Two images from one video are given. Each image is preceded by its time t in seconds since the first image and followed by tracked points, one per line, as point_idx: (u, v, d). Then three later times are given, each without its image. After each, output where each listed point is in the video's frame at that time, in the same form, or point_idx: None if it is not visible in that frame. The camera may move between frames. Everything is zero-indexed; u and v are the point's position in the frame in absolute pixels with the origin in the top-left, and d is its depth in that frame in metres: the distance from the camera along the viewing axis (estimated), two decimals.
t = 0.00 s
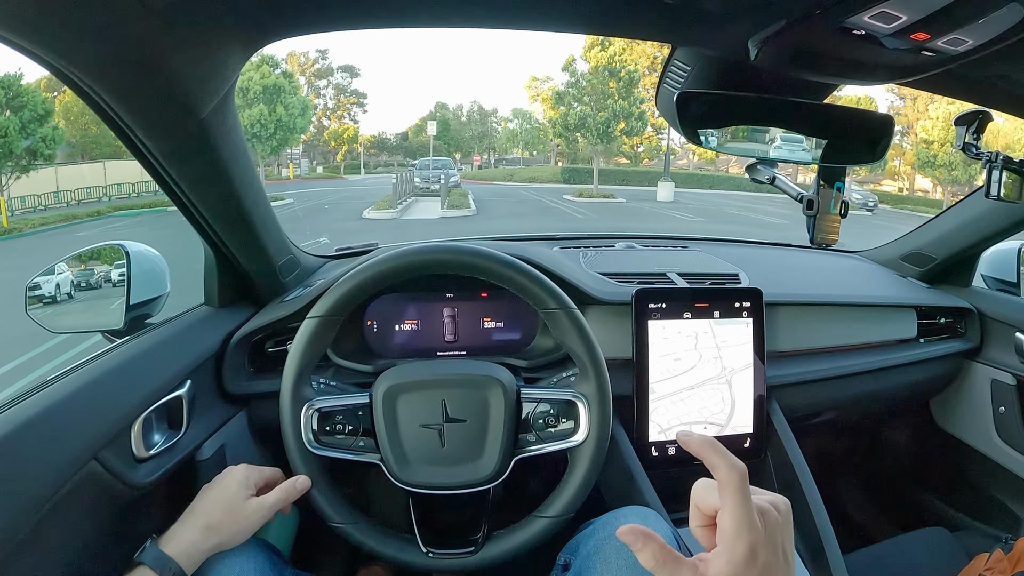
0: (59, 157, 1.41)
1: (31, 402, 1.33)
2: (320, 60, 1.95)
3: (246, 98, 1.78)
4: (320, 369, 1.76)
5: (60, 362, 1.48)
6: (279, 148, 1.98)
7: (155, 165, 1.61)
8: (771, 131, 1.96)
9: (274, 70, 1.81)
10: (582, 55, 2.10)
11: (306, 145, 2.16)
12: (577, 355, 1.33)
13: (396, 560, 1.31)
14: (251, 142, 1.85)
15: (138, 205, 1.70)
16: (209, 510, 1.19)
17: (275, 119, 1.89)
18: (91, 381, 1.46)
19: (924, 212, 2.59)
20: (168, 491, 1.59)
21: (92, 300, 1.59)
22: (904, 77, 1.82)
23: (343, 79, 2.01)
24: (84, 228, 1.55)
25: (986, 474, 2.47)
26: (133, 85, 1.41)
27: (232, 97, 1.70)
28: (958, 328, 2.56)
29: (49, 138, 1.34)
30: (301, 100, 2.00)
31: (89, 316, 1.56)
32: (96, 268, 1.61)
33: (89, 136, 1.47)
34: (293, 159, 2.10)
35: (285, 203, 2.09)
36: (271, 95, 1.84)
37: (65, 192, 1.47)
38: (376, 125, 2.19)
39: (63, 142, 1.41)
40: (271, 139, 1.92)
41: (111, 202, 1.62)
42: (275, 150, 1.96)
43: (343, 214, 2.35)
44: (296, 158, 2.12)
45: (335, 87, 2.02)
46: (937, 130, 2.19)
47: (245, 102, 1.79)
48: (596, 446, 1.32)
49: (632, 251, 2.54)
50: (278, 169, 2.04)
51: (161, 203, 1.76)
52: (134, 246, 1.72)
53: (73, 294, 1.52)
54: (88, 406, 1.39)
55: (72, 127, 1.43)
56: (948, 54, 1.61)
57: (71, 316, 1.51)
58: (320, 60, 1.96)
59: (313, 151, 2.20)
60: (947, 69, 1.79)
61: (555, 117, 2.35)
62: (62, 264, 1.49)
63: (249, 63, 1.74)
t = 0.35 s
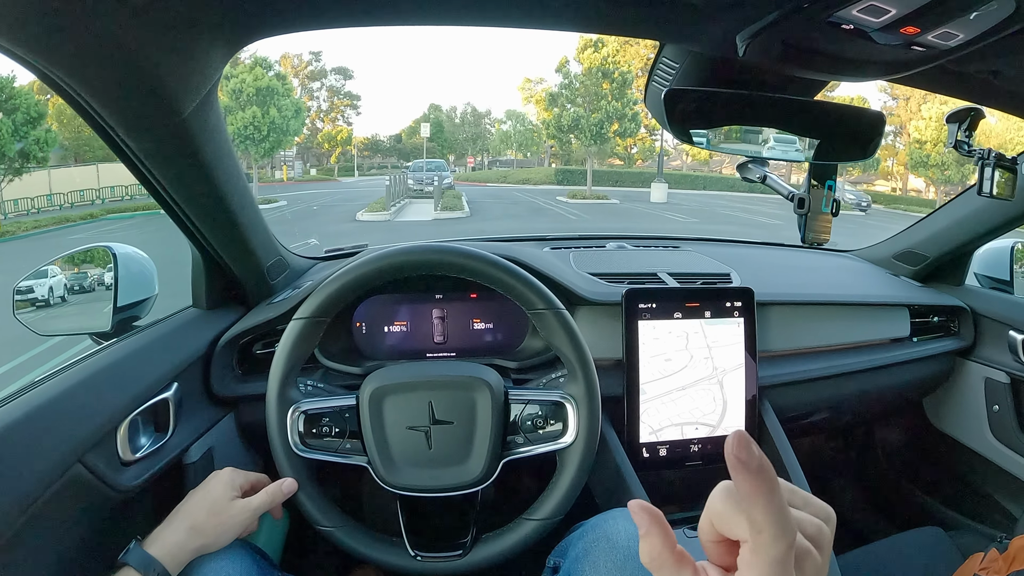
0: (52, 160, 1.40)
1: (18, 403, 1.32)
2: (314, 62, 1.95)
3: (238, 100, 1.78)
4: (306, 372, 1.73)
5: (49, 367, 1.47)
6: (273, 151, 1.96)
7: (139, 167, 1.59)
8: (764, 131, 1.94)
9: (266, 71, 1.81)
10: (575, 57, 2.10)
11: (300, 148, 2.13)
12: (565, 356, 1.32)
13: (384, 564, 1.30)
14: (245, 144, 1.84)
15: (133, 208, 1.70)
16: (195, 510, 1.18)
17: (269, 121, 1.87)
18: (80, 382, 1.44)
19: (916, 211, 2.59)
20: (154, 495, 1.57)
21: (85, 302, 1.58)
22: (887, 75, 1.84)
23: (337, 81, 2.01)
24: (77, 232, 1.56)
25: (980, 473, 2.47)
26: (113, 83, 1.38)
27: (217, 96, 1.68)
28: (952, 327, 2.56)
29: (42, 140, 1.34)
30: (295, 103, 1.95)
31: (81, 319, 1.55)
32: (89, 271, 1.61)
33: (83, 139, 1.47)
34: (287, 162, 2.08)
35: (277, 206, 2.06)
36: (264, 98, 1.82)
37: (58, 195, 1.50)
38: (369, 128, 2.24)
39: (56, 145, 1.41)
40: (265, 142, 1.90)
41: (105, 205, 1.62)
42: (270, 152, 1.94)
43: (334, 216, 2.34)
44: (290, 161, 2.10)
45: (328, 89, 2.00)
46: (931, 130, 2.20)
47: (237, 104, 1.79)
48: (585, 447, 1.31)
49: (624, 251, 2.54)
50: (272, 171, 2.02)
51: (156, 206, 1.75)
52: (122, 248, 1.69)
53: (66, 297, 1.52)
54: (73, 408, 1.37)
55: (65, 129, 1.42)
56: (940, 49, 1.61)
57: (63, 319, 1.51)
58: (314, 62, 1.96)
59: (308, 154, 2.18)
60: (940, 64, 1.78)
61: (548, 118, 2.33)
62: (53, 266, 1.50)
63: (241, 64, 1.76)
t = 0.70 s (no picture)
0: (50, 161, 1.41)
1: None
2: (311, 63, 1.89)
3: (235, 100, 1.77)
4: (295, 381, 1.69)
5: (41, 371, 1.45)
6: (271, 152, 1.96)
7: (117, 174, 1.55)
8: (762, 132, 1.92)
9: (264, 73, 1.80)
10: (571, 58, 2.04)
11: (298, 149, 2.10)
12: (558, 367, 1.28)
13: None
14: (241, 145, 1.84)
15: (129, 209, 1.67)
16: (176, 527, 1.13)
17: (267, 122, 1.88)
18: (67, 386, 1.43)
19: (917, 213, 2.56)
20: (138, 508, 1.53)
21: (82, 303, 1.59)
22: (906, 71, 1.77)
23: (334, 82, 1.99)
24: (76, 233, 1.55)
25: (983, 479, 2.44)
26: (83, 89, 1.34)
27: (193, 98, 1.63)
28: (954, 331, 2.53)
29: (37, 142, 1.36)
30: (292, 104, 1.94)
31: (73, 321, 1.56)
32: (86, 273, 1.60)
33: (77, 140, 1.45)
34: (283, 163, 2.07)
35: (276, 207, 2.08)
36: (262, 98, 1.84)
37: (57, 197, 1.47)
38: (367, 129, 2.14)
39: (53, 146, 1.41)
40: (263, 142, 1.90)
41: (102, 207, 1.60)
42: (268, 152, 1.95)
43: (326, 219, 2.29)
44: (288, 162, 2.08)
45: (327, 90, 2.00)
46: (929, 130, 2.16)
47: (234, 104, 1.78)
48: (578, 461, 1.28)
49: (620, 255, 2.50)
50: (270, 173, 2.03)
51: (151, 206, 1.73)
52: (107, 254, 1.66)
53: (64, 298, 1.54)
54: (52, 420, 1.33)
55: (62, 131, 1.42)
56: (948, 47, 1.58)
57: (51, 323, 1.51)
58: (312, 64, 1.91)
59: (305, 155, 2.13)
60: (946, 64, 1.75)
61: (547, 120, 2.28)
62: (51, 269, 1.51)
63: (238, 65, 1.73)
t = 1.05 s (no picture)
0: (50, 162, 1.42)
1: None
2: (311, 64, 1.90)
3: (235, 102, 1.78)
4: (294, 379, 1.70)
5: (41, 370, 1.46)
6: (270, 154, 1.97)
7: (117, 171, 1.55)
8: (761, 134, 1.93)
9: (265, 74, 1.81)
10: (572, 59, 2.07)
11: (297, 150, 2.09)
12: (555, 364, 1.28)
13: None
14: (241, 147, 1.85)
15: (130, 211, 1.69)
16: (159, 501, 1.08)
17: (266, 124, 1.87)
18: (70, 382, 1.44)
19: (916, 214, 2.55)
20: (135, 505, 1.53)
21: (83, 304, 1.59)
22: (897, 69, 1.78)
23: (334, 84, 1.98)
24: (76, 234, 1.56)
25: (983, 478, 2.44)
26: (79, 86, 1.34)
27: (193, 95, 1.63)
28: (952, 330, 2.53)
29: (37, 141, 1.37)
30: (292, 105, 1.91)
31: (77, 322, 1.57)
32: (86, 274, 1.59)
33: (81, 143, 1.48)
34: (284, 165, 2.06)
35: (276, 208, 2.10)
36: (262, 100, 1.84)
37: (57, 198, 1.49)
38: (368, 131, 2.14)
39: (53, 147, 1.43)
40: (262, 143, 1.91)
41: (102, 207, 1.61)
42: (267, 155, 1.96)
43: (326, 219, 2.29)
44: (288, 164, 2.07)
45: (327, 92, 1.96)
46: (929, 131, 2.17)
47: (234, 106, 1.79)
48: (575, 459, 1.28)
49: (619, 255, 2.50)
50: (270, 174, 2.03)
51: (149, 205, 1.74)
52: (107, 252, 1.65)
53: (64, 299, 1.53)
54: (50, 418, 1.33)
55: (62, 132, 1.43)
56: (944, 43, 1.58)
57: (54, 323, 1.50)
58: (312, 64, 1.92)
59: (306, 156, 2.14)
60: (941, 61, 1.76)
61: (546, 121, 2.24)
62: (52, 269, 1.50)
63: (239, 66, 1.75)
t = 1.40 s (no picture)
0: (49, 162, 1.42)
1: None
2: (311, 63, 1.85)
3: (234, 101, 1.78)
4: (294, 380, 1.68)
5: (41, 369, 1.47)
6: (269, 153, 1.95)
7: (113, 170, 1.53)
8: (761, 133, 1.91)
9: (263, 73, 1.80)
10: (571, 59, 2.02)
11: (297, 150, 2.08)
12: (559, 365, 1.26)
13: None
14: (240, 146, 1.84)
15: (129, 210, 1.68)
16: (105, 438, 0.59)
17: (264, 125, 1.86)
18: (71, 381, 1.43)
19: (916, 212, 2.55)
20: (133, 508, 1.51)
21: (82, 304, 1.58)
22: (897, 68, 1.77)
23: (334, 83, 1.94)
24: (76, 234, 1.55)
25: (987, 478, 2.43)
26: (76, 82, 1.33)
27: (190, 92, 1.62)
28: (956, 329, 2.52)
29: (36, 142, 1.36)
30: (292, 104, 1.92)
31: (76, 323, 1.56)
32: (85, 274, 1.58)
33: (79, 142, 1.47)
34: (282, 164, 2.04)
35: (272, 206, 2.06)
36: (261, 99, 1.84)
37: (55, 198, 1.48)
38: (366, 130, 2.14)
39: (52, 147, 1.42)
40: (261, 143, 1.89)
41: (101, 207, 1.61)
42: (265, 155, 1.94)
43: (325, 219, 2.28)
44: (287, 163, 2.06)
45: (326, 92, 1.95)
46: (928, 130, 2.13)
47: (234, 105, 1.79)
48: (580, 460, 1.26)
49: (620, 254, 2.49)
50: (269, 173, 2.02)
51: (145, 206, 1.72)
52: (104, 252, 1.62)
53: (62, 300, 1.53)
54: (47, 420, 1.31)
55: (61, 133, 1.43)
56: (950, 40, 1.56)
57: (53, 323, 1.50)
58: (311, 64, 1.87)
59: (305, 156, 2.13)
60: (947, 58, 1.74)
61: (546, 120, 2.31)
62: (49, 270, 1.50)
63: (237, 65, 1.74)
